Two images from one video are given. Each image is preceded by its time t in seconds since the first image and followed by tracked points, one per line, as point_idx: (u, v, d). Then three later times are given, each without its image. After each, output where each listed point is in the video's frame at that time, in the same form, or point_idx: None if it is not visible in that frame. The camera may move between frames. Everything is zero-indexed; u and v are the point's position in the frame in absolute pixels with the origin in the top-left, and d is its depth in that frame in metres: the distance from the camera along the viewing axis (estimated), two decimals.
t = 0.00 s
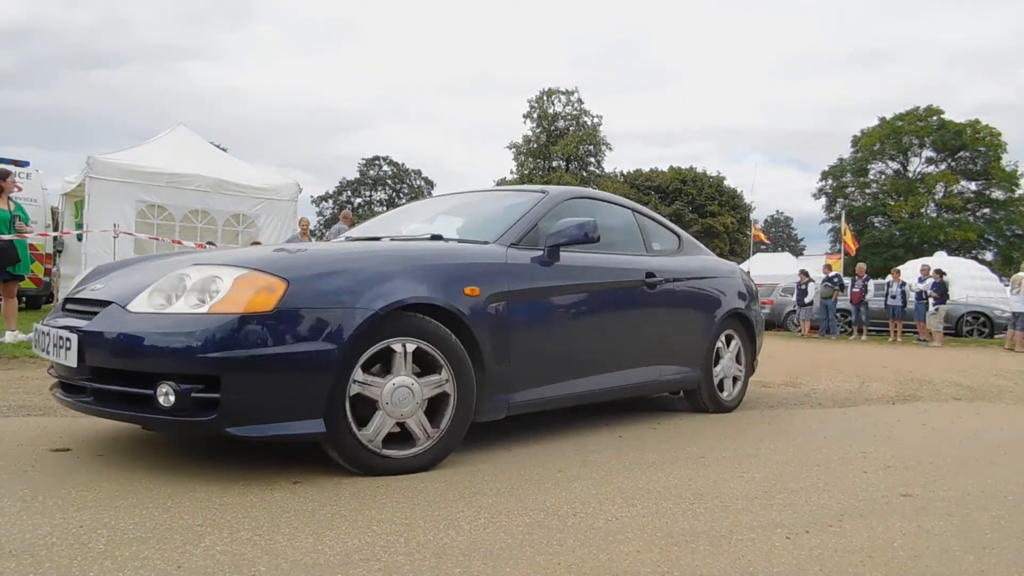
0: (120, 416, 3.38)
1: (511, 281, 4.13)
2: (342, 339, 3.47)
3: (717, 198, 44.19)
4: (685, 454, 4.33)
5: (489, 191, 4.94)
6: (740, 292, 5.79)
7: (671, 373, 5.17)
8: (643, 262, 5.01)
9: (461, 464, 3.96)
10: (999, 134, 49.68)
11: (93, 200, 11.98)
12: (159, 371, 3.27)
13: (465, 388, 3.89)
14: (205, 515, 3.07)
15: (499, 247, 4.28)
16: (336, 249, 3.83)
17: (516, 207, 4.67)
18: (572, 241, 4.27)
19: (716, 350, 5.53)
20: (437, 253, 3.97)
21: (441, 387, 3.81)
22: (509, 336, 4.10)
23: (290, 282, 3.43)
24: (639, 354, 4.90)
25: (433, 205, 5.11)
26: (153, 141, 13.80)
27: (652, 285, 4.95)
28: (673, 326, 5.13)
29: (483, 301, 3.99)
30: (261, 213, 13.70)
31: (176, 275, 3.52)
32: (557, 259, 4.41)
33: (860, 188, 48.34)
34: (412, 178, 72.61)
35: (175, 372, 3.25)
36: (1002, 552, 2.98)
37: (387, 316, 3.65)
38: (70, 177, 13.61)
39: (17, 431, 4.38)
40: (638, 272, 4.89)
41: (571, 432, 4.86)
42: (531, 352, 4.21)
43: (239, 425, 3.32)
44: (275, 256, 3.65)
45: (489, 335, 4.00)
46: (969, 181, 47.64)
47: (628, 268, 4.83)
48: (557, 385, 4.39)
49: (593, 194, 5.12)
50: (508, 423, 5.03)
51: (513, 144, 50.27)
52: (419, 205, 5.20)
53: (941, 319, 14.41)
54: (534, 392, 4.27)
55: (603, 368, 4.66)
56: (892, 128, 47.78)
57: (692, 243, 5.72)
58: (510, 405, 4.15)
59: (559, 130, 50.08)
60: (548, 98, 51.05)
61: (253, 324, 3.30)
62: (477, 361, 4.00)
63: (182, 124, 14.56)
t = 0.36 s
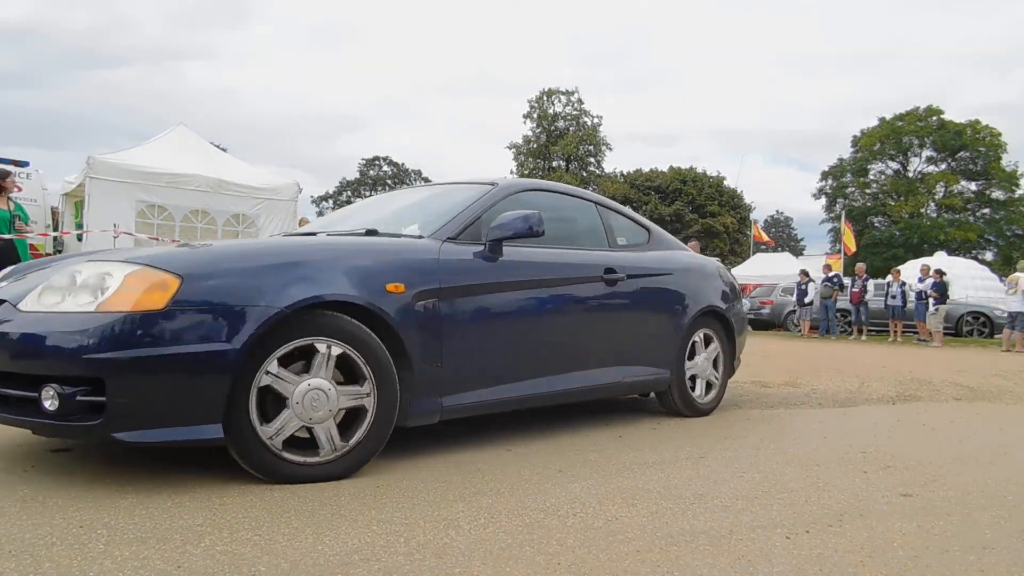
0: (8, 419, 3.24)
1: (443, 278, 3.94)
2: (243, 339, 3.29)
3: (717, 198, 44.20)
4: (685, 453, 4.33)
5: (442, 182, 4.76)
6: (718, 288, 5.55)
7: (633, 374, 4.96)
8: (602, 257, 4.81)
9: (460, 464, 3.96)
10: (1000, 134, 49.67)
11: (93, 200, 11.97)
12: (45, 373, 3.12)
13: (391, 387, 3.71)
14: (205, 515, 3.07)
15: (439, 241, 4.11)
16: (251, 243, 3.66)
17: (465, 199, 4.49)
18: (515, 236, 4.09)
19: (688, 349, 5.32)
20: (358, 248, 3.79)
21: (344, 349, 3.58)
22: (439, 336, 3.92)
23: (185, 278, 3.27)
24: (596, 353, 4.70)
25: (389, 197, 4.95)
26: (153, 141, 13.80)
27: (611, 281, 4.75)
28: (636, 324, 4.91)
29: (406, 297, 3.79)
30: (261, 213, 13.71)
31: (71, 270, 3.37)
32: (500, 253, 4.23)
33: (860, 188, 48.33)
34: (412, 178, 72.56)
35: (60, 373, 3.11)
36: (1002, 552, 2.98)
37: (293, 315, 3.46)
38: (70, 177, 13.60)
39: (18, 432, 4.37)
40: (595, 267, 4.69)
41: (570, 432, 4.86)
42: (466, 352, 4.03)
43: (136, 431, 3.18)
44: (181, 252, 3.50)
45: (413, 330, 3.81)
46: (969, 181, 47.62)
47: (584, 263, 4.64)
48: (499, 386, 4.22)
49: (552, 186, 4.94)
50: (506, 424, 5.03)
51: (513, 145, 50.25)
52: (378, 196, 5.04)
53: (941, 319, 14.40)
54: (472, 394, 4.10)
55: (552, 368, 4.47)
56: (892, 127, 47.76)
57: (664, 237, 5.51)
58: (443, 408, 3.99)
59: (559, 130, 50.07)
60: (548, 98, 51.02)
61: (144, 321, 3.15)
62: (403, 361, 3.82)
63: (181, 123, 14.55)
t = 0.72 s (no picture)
0: None
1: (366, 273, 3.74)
2: (126, 337, 3.11)
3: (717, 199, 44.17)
4: (684, 453, 4.33)
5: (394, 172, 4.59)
6: (689, 287, 5.31)
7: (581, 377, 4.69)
8: (555, 252, 4.59)
9: (460, 464, 3.96)
10: (1000, 134, 49.64)
11: (93, 200, 11.97)
12: None
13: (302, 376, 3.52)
14: (205, 515, 3.07)
15: (371, 235, 3.92)
16: (149, 236, 3.47)
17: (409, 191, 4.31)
18: (451, 228, 3.91)
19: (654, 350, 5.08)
20: (264, 241, 3.58)
21: (215, 338, 3.32)
22: (361, 335, 3.71)
23: (60, 273, 3.09)
24: (546, 352, 4.46)
25: (341, 189, 4.77)
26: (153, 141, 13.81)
27: (563, 278, 4.53)
28: (592, 323, 4.68)
29: (320, 292, 3.58)
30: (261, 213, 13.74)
31: None
32: (435, 248, 4.03)
33: (860, 188, 48.30)
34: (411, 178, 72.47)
35: None
36: (1002, 553, 2.98)
37: (187, 312, 3.28)
38: (70, 177, 13.60)
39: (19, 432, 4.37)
40: (545, 263, 4.47)
41: (570, 431, 4.85)
42: (393, 352, 3.83)
43: (26, 432, 3.01)
44: (69, 245, 3.32)
45: (325, 325, 3.59)
46: (969, 181, 47.60)
47: (533, 259, 4.43)
48: (432, 388, 4.00)
49: (506, 179, 4.75)
50: (507, 423, 5.03)
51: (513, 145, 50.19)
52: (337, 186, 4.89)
53: (941, 319, 14.39)
54: (402, 395, 3.89)
55: (496, 369, 4.25)
56: (892, 127, 47.75)
57: (631, 232, 5.28)
58: (368, 412, 3.78)
59: (559, 130, 50.00)
60: (548, 98, 50.96)
61: (20, 317, 2.98)
62: (319, 361, 3.61)
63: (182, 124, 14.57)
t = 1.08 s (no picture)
0: None
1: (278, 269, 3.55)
2: None
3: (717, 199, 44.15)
4: (685, 454, 4.33)
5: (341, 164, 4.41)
6: (654, 285, 5.02)
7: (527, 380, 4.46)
8: (498, 248, 4.36)
9: (460, 464, 3.95)
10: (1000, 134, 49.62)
11: (93, 200, 11.98)
12: None
13: (182, 344, 3.32)
14: (205, 515, 3.07)
15: (287, 230, 3.73)
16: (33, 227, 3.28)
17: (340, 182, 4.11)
18: (372, 221, 3.72)
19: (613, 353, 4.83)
20: (158, 234, 3.39)
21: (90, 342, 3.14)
22: (267, 334, 3.52)
23: None
24: (485, 354, 4.23)
25: (285, 179, 4.59)
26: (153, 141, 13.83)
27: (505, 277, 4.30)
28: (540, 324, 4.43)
29: (218, 288, 3.39)
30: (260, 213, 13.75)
31: None
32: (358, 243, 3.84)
33: (860, 188, 48.29)
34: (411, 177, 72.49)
35: None
36: (1003, 553, 2.97)
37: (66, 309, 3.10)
38: (70, 177, 13.59)
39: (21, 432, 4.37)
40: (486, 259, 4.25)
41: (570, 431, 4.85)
42: (307, 352, 3.63)
43: None
44: None
45: (225, 318, 3.40)
46: (969, 181, 47.57)
47: (471, 255, 4.20)
48: (354, 390, 3.80)
49: (450, 170, 4.52)
50: (506, 423, 5.02)
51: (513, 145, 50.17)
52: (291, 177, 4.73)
53: (941, 319, 14.38)
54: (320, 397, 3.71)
55: (428, 370, 4.04)
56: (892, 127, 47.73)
57: (593, 227, 5.03)
58: (278, 415, 3.59)
59: (559, 130, 49.98)
60: (548, 98, 50.94)
61: None
62: (219, 362, 3.43)
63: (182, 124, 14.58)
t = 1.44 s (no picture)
0: None
1: (174, 264, 3.35)
2: None
3: (717, 198, 44.16)
4: (685, 454, 4.33)
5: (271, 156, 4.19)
6: (611, 283, 4.75)
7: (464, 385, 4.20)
8: (431, 244, 4.13)
9: (460, 464, 3.95)
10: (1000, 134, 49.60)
11: (93, 200, 11.97)
12: None
13: (39, 323, 3.10)
14: (205, 515, 3.07)
15: (191, 222, 3.54)
16: None
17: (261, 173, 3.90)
18: (282, 213, 3.52)
19: (565, 355, 4.58)
20: (38, 227, 3.18)
21: None
22: (163, 333, 3.34)
23: None
24: (416, 357, 4.02)
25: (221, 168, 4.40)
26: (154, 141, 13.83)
27: (438, 275, 4.07)
28: (478, 326, 4.20)
29: (103, 284, 3.19)
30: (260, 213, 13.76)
31: None
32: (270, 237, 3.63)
33: (860, 188, 48.29)
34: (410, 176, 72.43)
35: None
36: (1002, 552, 2.97)
37: None
38: (70, 177, 13.58)
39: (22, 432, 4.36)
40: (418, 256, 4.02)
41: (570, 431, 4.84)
42: (210, 355, 3.45)
43: None
44: None
45: (114, 320, 3.22)
46: (969, 181, 47.56)
47: (400, 251, 3.97)
48: (264, 395, 3.60)
49: (386, 161, 4.29)
50: (506, 424, 5.01)
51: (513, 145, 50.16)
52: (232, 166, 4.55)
53: (941, 319, 14.38)
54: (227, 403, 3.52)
55: (350, 375, 3.82)
56: (892, 127, 47.74)
57: (546, 223, 4.78)
58: (177, 419, 3.41)
59: (559, 130, 49.97)
60: (548, 98, 50.93)
61: None
62: (105, 361, 3.25)
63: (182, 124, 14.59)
